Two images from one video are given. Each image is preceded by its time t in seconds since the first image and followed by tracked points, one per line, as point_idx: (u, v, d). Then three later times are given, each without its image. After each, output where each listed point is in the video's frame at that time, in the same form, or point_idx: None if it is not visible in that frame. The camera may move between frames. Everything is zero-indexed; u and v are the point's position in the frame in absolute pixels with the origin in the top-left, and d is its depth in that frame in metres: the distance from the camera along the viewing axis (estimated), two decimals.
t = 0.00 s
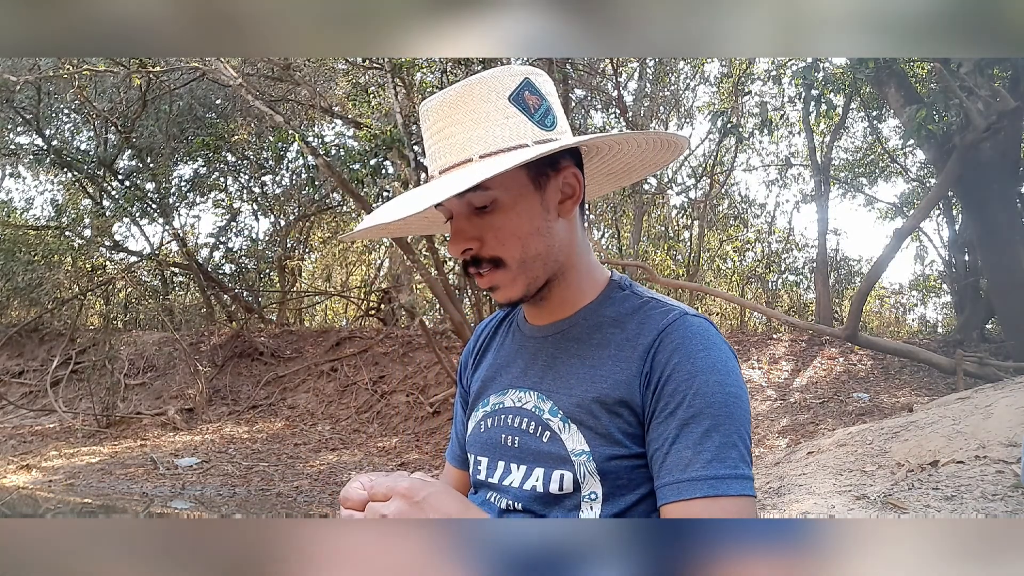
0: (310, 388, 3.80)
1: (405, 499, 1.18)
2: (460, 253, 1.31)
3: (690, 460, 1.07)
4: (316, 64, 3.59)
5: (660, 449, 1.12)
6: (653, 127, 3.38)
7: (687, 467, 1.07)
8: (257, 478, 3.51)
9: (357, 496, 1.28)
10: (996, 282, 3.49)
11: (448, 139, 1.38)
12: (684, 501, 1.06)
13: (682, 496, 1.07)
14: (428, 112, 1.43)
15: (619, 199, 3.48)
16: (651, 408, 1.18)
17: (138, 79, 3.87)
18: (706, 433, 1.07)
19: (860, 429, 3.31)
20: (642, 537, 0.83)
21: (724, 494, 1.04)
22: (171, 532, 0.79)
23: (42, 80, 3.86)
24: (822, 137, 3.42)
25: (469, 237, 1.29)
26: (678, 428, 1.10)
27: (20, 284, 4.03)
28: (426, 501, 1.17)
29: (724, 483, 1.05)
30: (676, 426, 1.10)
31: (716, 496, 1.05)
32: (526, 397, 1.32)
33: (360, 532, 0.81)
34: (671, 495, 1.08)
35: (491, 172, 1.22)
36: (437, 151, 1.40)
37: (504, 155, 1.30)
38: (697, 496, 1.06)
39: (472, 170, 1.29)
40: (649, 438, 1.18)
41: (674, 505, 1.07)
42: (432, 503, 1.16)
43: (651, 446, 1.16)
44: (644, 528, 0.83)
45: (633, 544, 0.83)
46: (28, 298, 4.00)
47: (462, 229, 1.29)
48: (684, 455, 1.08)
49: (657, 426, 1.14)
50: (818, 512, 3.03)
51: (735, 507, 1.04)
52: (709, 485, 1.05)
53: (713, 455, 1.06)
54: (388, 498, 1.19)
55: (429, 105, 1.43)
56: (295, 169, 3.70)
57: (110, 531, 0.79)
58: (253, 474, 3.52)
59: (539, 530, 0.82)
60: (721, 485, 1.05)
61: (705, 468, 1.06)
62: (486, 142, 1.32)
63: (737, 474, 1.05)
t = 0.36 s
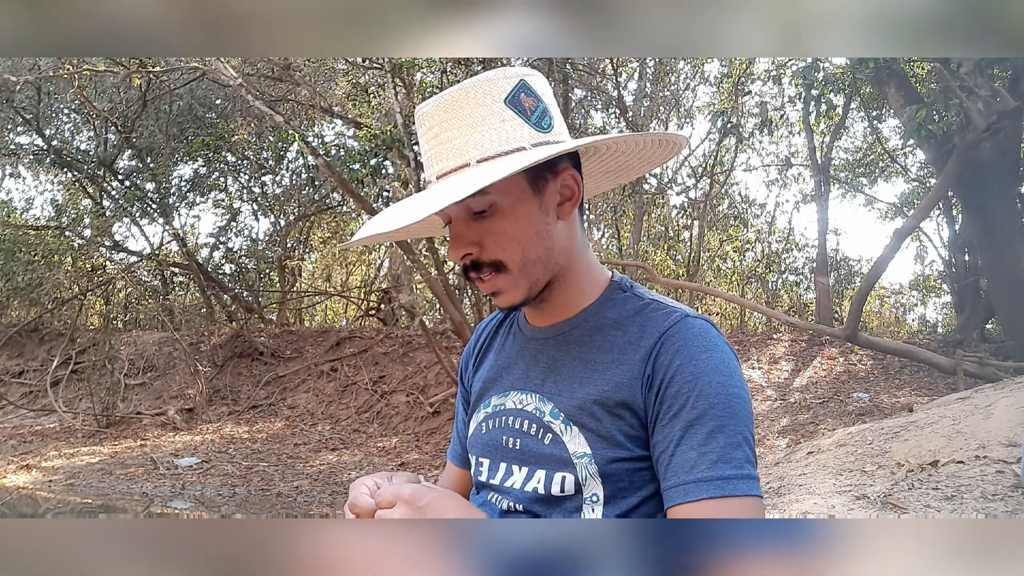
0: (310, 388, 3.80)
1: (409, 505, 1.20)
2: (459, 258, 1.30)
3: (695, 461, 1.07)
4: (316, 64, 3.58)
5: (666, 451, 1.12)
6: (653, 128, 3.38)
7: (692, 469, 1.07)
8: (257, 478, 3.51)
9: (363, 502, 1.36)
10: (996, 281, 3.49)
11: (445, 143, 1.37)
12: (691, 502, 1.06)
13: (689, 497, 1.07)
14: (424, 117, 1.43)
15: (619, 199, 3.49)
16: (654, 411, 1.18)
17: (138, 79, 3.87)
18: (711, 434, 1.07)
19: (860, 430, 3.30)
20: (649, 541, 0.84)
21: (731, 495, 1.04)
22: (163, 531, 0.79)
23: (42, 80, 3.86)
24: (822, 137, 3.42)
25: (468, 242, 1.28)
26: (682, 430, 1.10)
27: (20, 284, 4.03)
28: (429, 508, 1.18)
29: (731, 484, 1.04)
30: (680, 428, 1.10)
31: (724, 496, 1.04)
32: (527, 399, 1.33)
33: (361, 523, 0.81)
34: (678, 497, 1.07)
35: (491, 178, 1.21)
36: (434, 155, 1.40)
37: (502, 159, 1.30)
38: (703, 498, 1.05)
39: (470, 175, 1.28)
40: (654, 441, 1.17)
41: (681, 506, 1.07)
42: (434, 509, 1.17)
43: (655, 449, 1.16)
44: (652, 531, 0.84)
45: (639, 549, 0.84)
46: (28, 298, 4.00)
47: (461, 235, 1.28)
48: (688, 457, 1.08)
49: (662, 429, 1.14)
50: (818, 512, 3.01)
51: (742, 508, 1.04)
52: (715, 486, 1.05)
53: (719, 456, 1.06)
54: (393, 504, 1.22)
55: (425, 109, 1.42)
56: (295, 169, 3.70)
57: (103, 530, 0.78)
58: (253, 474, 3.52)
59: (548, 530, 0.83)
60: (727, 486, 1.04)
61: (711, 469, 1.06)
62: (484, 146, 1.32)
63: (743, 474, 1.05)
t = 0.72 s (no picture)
0: (310, 388, 3.80)
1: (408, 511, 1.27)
2: (458, 260, 1.30)
3: (698, 460, 1.06)
4: (316, 63, 3.58)
5: (669, 452, 1.11)
6: (653, 128, 3.38)
7: (695, 468, 1.07)
8: (257, 478, 3.51)
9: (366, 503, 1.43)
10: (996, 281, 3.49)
11: (444, 145, 1.37)
12: (695, 502, 1.05)
13: (694, 497, 1.06)
14: (422, 118, 1.42)
15: (619, 199, 3.49)
16: (657, 412, 1.17)
17: (138, 78, 3.87)
18: (713, 433, 1.07)
19: (860, 430, 3.30)
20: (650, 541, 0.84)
21: (735, 494, 1.03)
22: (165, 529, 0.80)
23: (42, 80, 3.85)
24: (822, 137, 3.42)
25: (468, 244, 1.28)
26: (685, 430, 1.10)
27: (20, 284, 4.02)
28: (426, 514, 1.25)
29: (735, 482, 1.04)
30: (682, 428, 1.10)
31: (728, 495, 1.03)
32: (527, 400, 1.33)
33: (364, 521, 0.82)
34: (683, 497, 1.07)
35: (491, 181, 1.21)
36: (432, 156, 1.40)
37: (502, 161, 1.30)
38: (707, 497, 1.04)
39: (470, 177, 1.28)
40: (656, 443, 1.17)
41: (685, 507, 1.06)
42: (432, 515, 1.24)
43: (659, 450, 1.15)
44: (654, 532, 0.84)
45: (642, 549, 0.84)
46: (28, 298, 4.00)
47: (460, 236, 1.28)
48: (691, 456, 1.07)
49: (665, 430, 1.14)
50: (818, 512, 3.01)
51: (747, 506, 1.03)
52: (719, 484, 1.04)
53: (722, 454, 1.05)
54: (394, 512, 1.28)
55: (423, 110, 1.42)
56: (294, 169, 3.70)
57: (105, 528, 0.79)
58: (253, 474, 3.52)
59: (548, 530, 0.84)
60: (731, 485, 1.03)
61: (713, 468, 1.05)
62: (483, 148, 1.32)
63: (747, 472, 1.04)
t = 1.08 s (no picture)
0: (310, 388, 3.80)
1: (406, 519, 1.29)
2: (457, 260, 1.30)
3: (699, 461, 1.06)
4: (316, 63, 3.58)
5: (669, 452, 1.11)
6: (653, 128, 3.37)
7: (696, 469, 1.06)
8: (257, 478, 3.51)
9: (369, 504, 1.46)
10: (996, 281, 3.49)
11: (442, 145, 1.37)
12: (697, 502, 1.05)
13: (695, 497, 1.06)
14: (420, 117, 1.42)
15: (619, 199, 3.49)
16: (656, 412, 1.17)
17: (138, 79, 3.87)
18: (714, 433, 1.07)
19: (860, 429, 3.30)
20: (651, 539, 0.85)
21: (736, 493, 1.03)
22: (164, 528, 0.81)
23: (42, 80, 3.85)
24: (822, 137, 3.42)
25: (467, 244, 1.28)
26: (685, 430, 1.10)
27: (20, 284, 4.01)
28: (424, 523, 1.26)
29: (736, 482, 1.03)
30: (683, 429, 1.10)
31: (729, 495, 1.03)
32: (526, 401, 1.33)
33: (365, 519, 0.83)
34: (684, 497, 1.06)
35: (489, 181, 1.20)
36: (431, 156, 1.40)
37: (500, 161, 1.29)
38: (708, 497, 1.04)
39: (469, 178, 1.28)
40: (656, 443, 1.17)
41: (687, 507, 1.06)
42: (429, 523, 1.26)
43: (659, 451, 1.15)
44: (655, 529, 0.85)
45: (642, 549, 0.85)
46: (28, 298, 3.99)
47: (459, 237, 1.28)
48: (692, 457, 1.07)
49: (665, 430, 1.13)
50: (818, 512, 3.01)
51: (748, 506, 1.03)
52: (720, 484, 1.04)
53: (723, 454, 1.05)
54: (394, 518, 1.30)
55: (421, 109, 1.42)
56: (294, 169, 3.70)
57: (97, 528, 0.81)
58: (253, 474, 3.52)
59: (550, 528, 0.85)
60: (732, 484, 1.03)
61: (714, 468, 1.05)
62: (481, 148, 1.32)
63: (748, 472, 1.04)
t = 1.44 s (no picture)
0: (310, 388, 3.80)
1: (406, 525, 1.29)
2: (454, 264, 1.30)
3: (696, 464, 1.06)
4: (316, 64, 3.59)
5: (668, 454, 1.12)
6: (653, 128, 3.37)
7: (694, 471, 1.07)
8: (257, 478, 3.50)
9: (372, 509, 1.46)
10: (996, 281, 3.48)
11: (435, 149, 1.37)
12: (694, 505, 1.06)
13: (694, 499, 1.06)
14: (411, 122, 1.42)
15: (619, 199, 3.50)
16: (654, 414, 1.17)
17: (138, 79, 3.87)
18: (712, 436, 1.07)
19: (860, 430, 3.30)
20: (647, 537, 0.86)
21: (734, 495, 1.03)
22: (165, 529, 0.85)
23: (42, 80, 3.85)
24: (822, 137, 3.42)
25: (462, 247, 1.28)
26: (683, 432, 1.10)
27: (20, 284, 4.01)
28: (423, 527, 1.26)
29: (735, 484, 1.04)
30: (681, 431, 1.10)
31: (728, 497, 1.04)
32: (524, 401, 1.33)
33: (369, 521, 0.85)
34: (683, 499, 1.07)
35: (483, 183, 1.20)
36: (423, 161, 1.40)
37: (493, 163, 1.29)
38: (707, 500, 1.05)
39: (463, 180, 1.28)
40: (654, 445, 1.17)
41: (686, 509, 1.06)
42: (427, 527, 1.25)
43: (658, 452, 1.16)
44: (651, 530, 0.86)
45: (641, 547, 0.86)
46: (28, 298, 3.99)
47: (455, 240, 1.28)
48: (690, 459, 1.07)
49: (663, 432, 1.13)
50: (818, 512, 3.01)
51: (747, 507, 1.03)
52: (719, 487, 1.04)
53: (721, 457, 1.05)
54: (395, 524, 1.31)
55: (413, 114, 1.42)
56: (294, 169, 3.70)
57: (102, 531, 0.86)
58: (253, 474, 3.52)
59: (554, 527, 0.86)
60: (731, 486, 1.04)
61: (712, 470, 1.05)
62: (474, 150, 1.32)
63: (746, 473, 1.04)
